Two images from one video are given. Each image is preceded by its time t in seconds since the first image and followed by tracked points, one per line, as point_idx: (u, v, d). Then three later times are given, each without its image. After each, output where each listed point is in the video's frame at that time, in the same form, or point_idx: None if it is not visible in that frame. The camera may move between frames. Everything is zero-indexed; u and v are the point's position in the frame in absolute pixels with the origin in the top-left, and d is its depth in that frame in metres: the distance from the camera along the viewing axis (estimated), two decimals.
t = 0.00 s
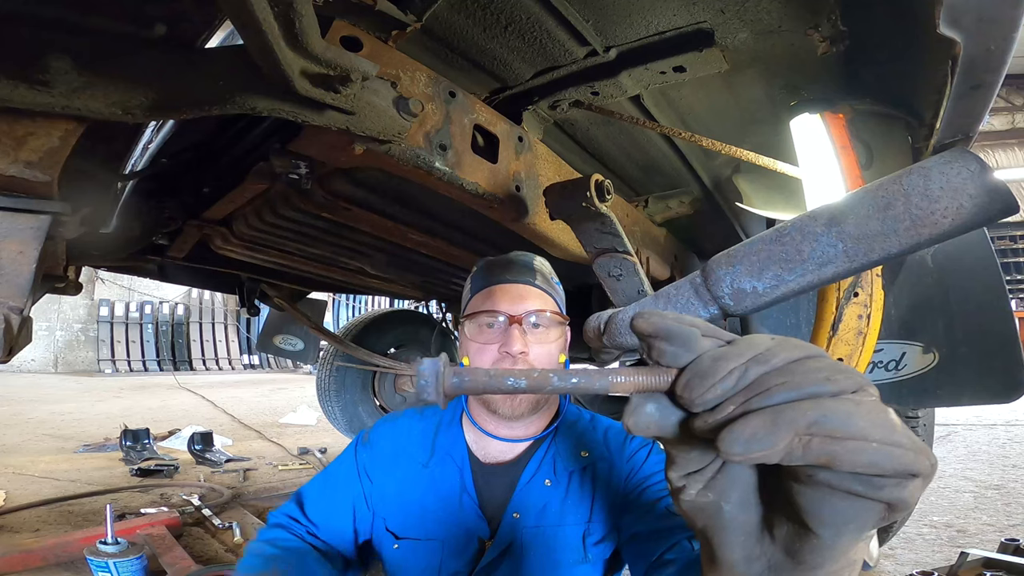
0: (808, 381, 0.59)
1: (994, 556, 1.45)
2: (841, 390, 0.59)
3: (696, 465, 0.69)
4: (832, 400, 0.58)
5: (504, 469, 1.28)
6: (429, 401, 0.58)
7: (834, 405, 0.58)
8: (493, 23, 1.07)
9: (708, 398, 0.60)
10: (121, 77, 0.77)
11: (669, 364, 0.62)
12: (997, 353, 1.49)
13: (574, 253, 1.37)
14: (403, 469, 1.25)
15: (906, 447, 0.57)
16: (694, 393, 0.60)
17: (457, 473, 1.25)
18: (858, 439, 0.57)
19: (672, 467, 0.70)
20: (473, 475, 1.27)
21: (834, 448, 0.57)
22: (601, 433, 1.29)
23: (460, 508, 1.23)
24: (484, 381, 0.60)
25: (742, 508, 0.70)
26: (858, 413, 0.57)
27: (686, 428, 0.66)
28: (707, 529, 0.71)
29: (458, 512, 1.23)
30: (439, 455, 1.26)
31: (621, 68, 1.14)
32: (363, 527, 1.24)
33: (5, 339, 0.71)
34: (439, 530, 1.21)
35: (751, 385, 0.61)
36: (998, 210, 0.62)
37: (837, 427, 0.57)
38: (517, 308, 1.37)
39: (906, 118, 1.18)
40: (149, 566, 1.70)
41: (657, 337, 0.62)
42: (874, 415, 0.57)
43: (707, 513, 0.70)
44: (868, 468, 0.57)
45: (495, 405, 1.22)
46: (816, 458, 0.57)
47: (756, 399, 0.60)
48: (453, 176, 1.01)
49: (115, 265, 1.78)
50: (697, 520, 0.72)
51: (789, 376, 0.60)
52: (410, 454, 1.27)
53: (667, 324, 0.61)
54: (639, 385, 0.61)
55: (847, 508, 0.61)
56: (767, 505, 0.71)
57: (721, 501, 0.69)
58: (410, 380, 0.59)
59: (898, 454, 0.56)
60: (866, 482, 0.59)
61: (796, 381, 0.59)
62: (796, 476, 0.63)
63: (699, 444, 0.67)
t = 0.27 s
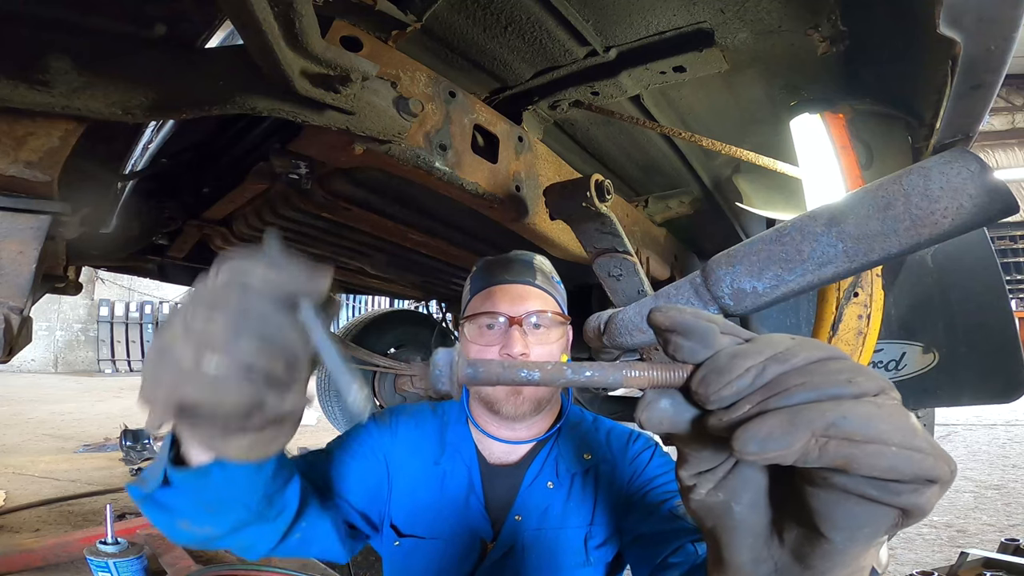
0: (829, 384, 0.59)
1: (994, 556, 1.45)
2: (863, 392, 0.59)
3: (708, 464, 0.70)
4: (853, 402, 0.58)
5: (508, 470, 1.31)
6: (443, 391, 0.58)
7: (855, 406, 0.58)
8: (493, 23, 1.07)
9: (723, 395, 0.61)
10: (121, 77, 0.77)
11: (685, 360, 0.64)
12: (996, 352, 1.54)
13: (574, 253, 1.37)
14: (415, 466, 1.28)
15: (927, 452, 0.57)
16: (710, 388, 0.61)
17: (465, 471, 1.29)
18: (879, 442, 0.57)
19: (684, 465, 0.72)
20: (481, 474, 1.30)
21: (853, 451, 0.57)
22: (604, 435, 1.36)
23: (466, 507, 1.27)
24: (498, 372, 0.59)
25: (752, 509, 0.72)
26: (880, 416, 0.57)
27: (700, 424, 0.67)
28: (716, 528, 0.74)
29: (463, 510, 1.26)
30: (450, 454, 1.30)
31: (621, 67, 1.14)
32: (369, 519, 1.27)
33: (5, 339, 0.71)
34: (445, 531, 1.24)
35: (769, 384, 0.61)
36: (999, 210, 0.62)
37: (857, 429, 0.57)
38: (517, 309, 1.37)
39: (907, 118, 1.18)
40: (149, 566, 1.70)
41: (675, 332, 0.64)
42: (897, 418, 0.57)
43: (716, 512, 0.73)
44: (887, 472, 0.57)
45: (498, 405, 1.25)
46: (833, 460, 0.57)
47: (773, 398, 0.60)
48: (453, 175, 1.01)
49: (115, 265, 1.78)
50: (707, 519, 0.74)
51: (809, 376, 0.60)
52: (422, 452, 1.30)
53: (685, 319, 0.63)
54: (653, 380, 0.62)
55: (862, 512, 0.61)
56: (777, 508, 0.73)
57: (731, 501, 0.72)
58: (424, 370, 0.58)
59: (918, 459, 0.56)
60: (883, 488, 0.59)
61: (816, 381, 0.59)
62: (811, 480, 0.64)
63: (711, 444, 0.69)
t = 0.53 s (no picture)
0: (829, 383, 0.60)
1: (994, 556, 1.45)
2: (863, 391, 0.60)
3: (706, 467, 0.71)
4: (854, 403, 0.58)
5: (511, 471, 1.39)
6: (433, 399, 0.60)
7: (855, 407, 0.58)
8: (493, 23, 1.07)
9: (718, 395, 0.60)
10: (121, 77, 0.77)
11: (681, 359, 0.64)
12: (997, 352, 1.54)
13: (574, 253, 1.37)
14: (424, 467, 1.38)
15: (930, 452, 0.58)
16: (706, 388, 0.61)
17: (471, 469, 1.37)
18: (880, 444, 0.57)
19: (683, 468, 0.72)
20: (487, 476, 1.38)
21: (854, 453, 0.57)
22: (605, 436, 1.43)
23: (472, 506, 1.35)
24: (489, 376, 0.60)
25: (754, 511, 0.72)
26: (882, 417, 0.57)
27: (697, 427, 0.66)
28: (716, 531, 0.74)
29: (468, 509, 1.35)
30: (456, 454, 1.39)
31: (621, 67, 1.14)
32: (379, 516, 1.36)
33: (5, 339, 0.72)
34: (449, 531, 1.32)
35: (767, 384, 0.62)
36: (999, 209, 0.62)
37: (858, 430, 0.57)
38: (517, 311, 1.39)
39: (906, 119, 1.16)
40: (149, 566, 1.70)
41: (670, 331, 0.64)
42: (899, 418, 0.58)
43: (717, 515, 0.73)
44: (889, 474, 0.57)
45: (497, 408, 1.36)
46: (834, 462, 0.57)
47: (772, 399, 0.60)
48: (453, 175, 1.01)
49: (115, 265, 1.78)
50: (707, 521, 0.74)
51: (809, 376, 0.61)
52: (431, 453, 1.40)
53: (680, 318, 0.63)
54: (649, 381, 0.62)
55: (864, 513, 0.62)
56: (776, 507, 0.73)
57: (731, 503, 0.72)
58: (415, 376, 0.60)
59: (921, 460, 0.57)
60: (886, 488, 0.60)
61: (816, 381, 0.60)
62: (812, 480, 0.64)
63: (710, 446, 0.69)
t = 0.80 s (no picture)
0: (852, 388, 0.59)
1: (994, 556, 1.45)
2: (889, 396, 0.59)
3: (717, 472, 0.72)
4: (878, 408, 0.58)
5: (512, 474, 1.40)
6: (436, 399, 0.59)
7: (880, 413, 0.58)
8: (493, 23, 1.07)
9: (737, 399, 0.61)
10: (121, 77, 0.77)
11: (696, 361, 0.64)
12: (995, 351, 1.55)
13: (574, 253, 1.37)
14: (425, 468, 1.38)
15: (959, 459, 0.56)
16: (724, 392, 0.61)
17: (471, 472, 1.37)
18: (907, 451, 0.56)
19: (694, 472, 0.74)
20: (487, 477, 1.39)
21: (881, 460, 0.56)
22: (605, 436, 1.44)
23: (472, 509, 1.35)
24: (496, 380, 0.61)
25: (768, 518, 0.73)
26: (908, 423, 0.57)
27: (711, 430, 0.68)
28: (727, 537, 0.75)
29: (468, 511, 1.35)
30: (457, 455, 1.39)
31: (621, 67, 1.14)
32: (378, 516, 1.36)
33: (5, 339, 0.72)
34: (448, 533, 1.33)
35: (789, 388, 0.62)
36: (999, 209, 0.62)
37: (884, 437, 0.57)
38: (517, 312, 1.39)
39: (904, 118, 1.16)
40: (149, 566, 1.70)
41: (685, 332, 0.64)
42: (925, 425, 0.57)
43: (728, 521, 0.74)
44: (915, 481, 0.56)
45: (496, 409, 1.36)
46: (859, 469, 0.57)
47: (793, 404, 0.60)
48: (453, 175, 1.01)
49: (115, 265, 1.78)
50: (718, 528, 0.76)
51: (831, 380, 0.60)
52: (433, 454, 1.40)
53: (695, 319, 0.63)
54: (662, 382, 0.63)
55: (883, 519, 0.61)
56: (777, 506, 0.73)
57: (743, 509, 0.72)
58: (420, 380, 0.59)
59: (949, 466, 0.56)
60: (908, 495, 0.59)
61: (840, 386, 0.60)
62: (830, 487, 0.65)
63: (723, 450, 0.70)
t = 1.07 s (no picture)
0: (847, 393, 0.60)
1: (994, 556, 1.45)
2: (883, 400, 0.60)
3: (712, 476, 0.72)
4: (872, 413, 0.59)
5: (512, 475, 1.40)
6: (424, 408, 0.62)
7: (875, 418, 0.58)
8: (493, 23, 1.07)
9: (728, 403, 0.61)
10: (120, 77, 0.77)
11: (688, 364, 0.64)
12: (997, 353, 1.55)
13: (574, 253, 1.37)
14: (426, 467, 1.38)
15: (955, 465, 0.57)
16: (715, 397, 0.62)
17: (471, 473, 1.37)
18: (903, 456, 0.57)
19: (687, 476, 0.74)
20: (487, 478, 1.38)
21: (875, 465, 0.57)
22: (605, 437, 1.43)
23: (472, 510, 1.35)
24: (484, 387, 0.62)
25: (761, 524, 0.73)
26: (904, 429, 0.57)
27: (703, 435, 0.69)
28: (721, 543, 0.74)
29: (468, 513, 1.34)
30: (457, 456, 1.38)
31: (620, 68, 1.14)
32: (379, 516, 1.37)
33: (5, 340, 0.71)
34: (448, 534, 1.33)
35: (780, 393, 0.62)
36: (999, 209, 0.63)
37: (878, 442, 0.57)
38: (515, 313, 1.39)
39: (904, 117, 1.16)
40: (149, 566, 1.70)
41: (676, 335, 0.64)
42: (920, 431, 0.58)
43: (722, 526, 0.73)
44: (912, 487, 0.57)
45: (496, 412, 1.35)
46: (852, 475, 0.57)
47: (785, 409, 0.61)
48: (453, 176, 1.00)
49: (115, 265, 1.78)
50: (711, 533, 0.75)
51: (824, 385, 0.61)
52: (434, 453, 1.40)
53: (687, 322, 0.63)
54: (652, 388, 0.63)
55: (878, 524, 0.62)
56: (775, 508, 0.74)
57: (737, 514, 0.72)
58: (407, 388, 0.63)
59: (944, 472, 0.57)
60: (904, 500, 0.60)
61: (833, 391, 0.60)
62: (824, 493, 0.65)
63: (717, 455, 0.71)
